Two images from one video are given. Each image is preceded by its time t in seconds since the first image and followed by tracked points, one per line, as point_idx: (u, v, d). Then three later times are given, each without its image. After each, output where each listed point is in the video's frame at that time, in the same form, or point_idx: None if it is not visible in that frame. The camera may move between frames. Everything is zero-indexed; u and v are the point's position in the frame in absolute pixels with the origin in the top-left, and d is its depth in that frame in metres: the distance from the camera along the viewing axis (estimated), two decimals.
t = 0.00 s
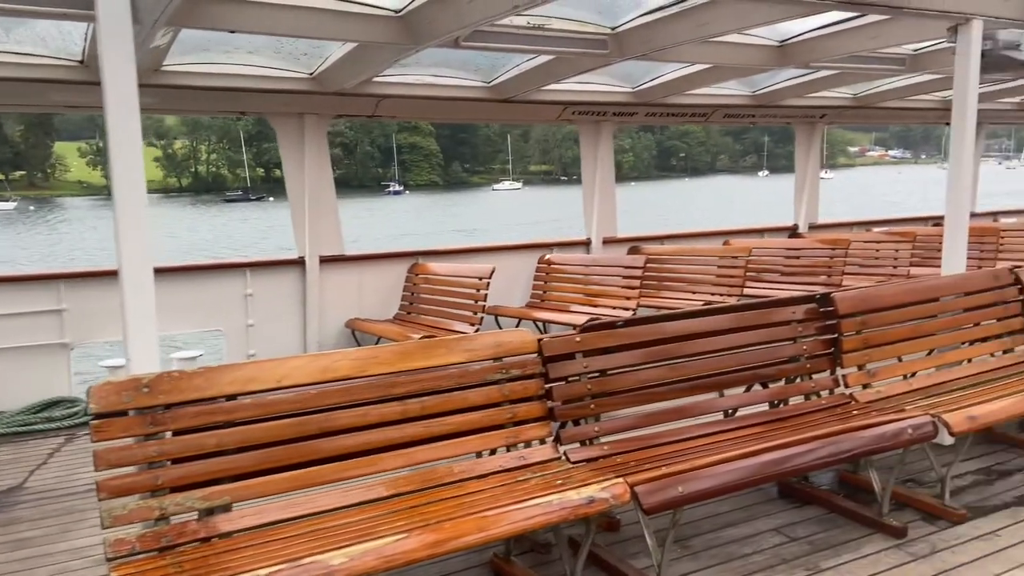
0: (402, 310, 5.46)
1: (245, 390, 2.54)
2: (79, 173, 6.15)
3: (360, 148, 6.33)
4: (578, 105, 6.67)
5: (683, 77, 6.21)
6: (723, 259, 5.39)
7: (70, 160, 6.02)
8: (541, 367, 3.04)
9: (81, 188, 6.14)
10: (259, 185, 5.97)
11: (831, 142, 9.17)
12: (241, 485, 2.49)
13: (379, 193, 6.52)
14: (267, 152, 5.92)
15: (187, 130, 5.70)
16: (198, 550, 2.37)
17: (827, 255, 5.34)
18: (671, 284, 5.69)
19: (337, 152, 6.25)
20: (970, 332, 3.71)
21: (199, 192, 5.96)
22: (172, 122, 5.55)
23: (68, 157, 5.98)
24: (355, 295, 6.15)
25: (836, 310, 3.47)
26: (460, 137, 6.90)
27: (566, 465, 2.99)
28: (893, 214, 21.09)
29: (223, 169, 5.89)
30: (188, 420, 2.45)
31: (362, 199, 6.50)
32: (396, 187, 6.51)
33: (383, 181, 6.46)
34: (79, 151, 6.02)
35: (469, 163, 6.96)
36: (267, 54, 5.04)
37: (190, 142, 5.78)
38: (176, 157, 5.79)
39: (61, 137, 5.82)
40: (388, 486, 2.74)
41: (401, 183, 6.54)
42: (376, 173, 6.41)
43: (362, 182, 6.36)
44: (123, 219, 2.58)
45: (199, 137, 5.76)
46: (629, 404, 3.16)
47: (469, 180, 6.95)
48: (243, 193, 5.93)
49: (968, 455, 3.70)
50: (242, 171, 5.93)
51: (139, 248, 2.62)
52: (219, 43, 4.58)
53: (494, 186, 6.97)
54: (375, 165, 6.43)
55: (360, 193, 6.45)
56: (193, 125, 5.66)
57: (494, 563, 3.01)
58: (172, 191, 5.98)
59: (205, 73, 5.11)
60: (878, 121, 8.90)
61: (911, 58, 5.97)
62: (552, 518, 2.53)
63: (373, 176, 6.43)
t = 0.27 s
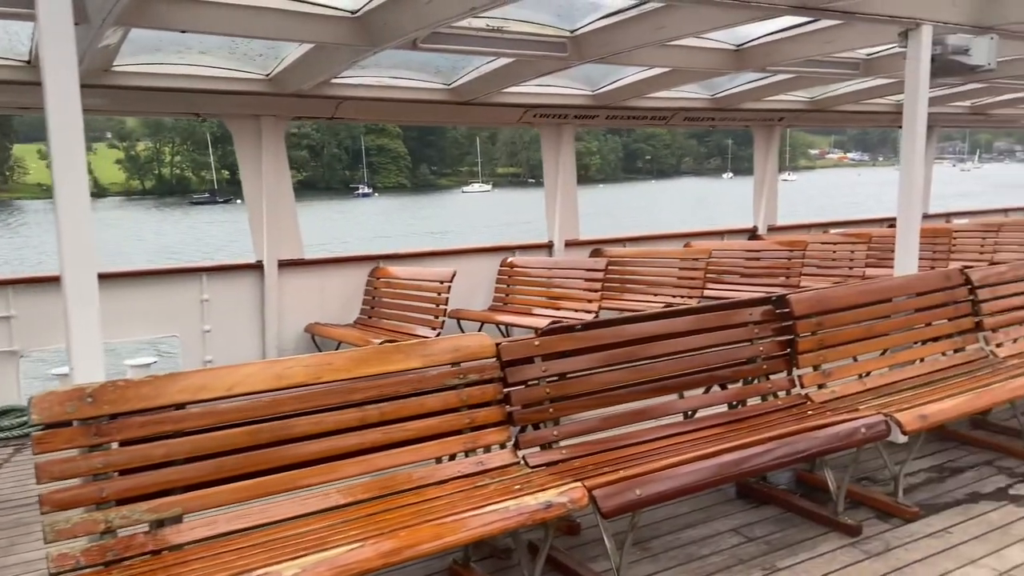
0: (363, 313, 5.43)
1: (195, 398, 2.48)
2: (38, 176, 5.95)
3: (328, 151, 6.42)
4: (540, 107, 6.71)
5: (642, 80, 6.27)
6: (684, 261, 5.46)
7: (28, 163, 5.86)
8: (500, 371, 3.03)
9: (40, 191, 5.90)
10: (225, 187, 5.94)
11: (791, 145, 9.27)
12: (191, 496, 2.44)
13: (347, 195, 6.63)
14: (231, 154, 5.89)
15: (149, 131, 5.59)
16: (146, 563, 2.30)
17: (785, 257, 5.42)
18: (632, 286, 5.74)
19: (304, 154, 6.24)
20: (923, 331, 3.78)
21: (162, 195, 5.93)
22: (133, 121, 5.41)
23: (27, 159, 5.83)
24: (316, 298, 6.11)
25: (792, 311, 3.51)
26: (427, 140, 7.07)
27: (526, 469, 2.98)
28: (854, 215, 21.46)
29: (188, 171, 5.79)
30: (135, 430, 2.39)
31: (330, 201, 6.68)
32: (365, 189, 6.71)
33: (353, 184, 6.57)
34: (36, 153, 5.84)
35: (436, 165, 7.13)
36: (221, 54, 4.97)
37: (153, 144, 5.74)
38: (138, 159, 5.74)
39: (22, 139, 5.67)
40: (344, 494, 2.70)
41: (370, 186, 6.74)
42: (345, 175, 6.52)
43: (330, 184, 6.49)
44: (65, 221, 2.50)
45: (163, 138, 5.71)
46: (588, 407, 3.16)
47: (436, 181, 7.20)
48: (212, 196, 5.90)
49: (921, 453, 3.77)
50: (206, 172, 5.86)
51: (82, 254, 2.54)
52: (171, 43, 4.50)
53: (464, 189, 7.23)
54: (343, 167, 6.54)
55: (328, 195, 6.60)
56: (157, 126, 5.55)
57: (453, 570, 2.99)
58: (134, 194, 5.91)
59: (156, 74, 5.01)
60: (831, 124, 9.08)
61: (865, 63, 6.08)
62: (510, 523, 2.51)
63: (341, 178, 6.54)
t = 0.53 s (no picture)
0: (323, 317, 5.38)
1: (146, 407, 2.42)
2: None
3: (292, 152, 6.09)
4: (500, 110, 6.73)
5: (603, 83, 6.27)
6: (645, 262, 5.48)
7: None
8: (460, 375, 3.01)
9: None
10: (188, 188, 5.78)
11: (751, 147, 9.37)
12: (143, 507, 2.37)
13: (312, 198, 6.12)
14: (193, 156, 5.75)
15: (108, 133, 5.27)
16: None
17: (744, 258, 5.50)
18: (594, 287, 5.77)
19: (267, 156, 5.98)
20: (877, 331, 3.85)
21: (123, 198, 5.33)
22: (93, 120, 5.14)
23: None
24: (274, 303, 6.04)
25: (750, 312, 3.54)
26: (392, 141, 6.58)
27: (487, 473, 2.97)
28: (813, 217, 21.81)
29: (150, 172, 5.54)
30: (83, 440, 2.31)
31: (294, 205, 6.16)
32: (331, 192, 6.11)
33: (319, 185, 6.07)
34: None
35: (403, 168, 6.68)
36: (174, 53, 4.88)
37: (113, 145, 5.29)
38: (98, 161, 5.24)
39: None
40: (302, 502, 2.65)
41: (337, 188, 6.15)
42: (310, 176, 6.09)
43: (294, 186, 6.03)
44: (8, 225, 2.43)
45: (123, 139, 5.32)
46: (550, 410, 3.15)
47: (402, 184, 6.71)
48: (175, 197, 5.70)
49: (877, 451, 3.84)
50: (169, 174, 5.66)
51: (25, 258, 2.45)
52: (122, 43, 4.41)
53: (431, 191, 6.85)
54: (307, 169, 6.15)
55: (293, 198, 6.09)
56: (117, 127, 5.25)
57: None
58: (94, 199, 5.22)
59: (106, 74, 4.89)
60: (784, 124, 9.28)
61: (820, 67, 6.18)
62: (471, 529, 2.49)
63: (306, 180, 6.11)
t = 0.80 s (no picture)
0: (282, 322, 5.30)
1: (96, 416, 2.34)
2: None
3: (253, 153, 6.02)
4: (461, 112, 6.70)
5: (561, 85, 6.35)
6: (607, 263, 5.53)
7: None
8: (422, 379, 2.98)
9: None
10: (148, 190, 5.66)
11: (710, 149, 9.48)
12: (92, 520, 2.29)
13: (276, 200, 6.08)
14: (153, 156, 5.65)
15: (65, 133, 5.15)
16: None
17: (704, 259, 5.57)
18: (557, 289, 5.78)
19: (228, 157, 5.91)
20: (833, 330, 3.92)
21: (80, 201, 5.25)
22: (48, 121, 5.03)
23: None
24: (231, 307, 5.92)
25: (710, 312, 3.58)
26: (356, 143, 6.53)
27: (449, 478, 2.94)
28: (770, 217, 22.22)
29: (105, 174, 5.45)
30: (29, 451, 2.23)
31: (257, 208, 6.08)
32: (294, 193, 6.07)
33: (282, 186, 6.04)
34: None
35: (367, 169, 6.63)
36: (125, 52, 4.75)
37: (69, 147, 5.18)
38: (53, 162, 5.14)
39: None
40: (260, 511, 2.60)
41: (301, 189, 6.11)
42: (272, 178, 6.04)
43: (256, 187, 5.96)
44: None
45: (80, 141, 5.22)
46: (513, 413, 3.13)
47: (366, 185, 6.60)
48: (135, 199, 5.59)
49: (834, 448, 3.91)
50: (127, 175, 5.54)
51: None
52: (70, 41, 4.28)
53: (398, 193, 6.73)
54: (269, 171, 6.09)
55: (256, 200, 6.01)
56: (72, 128, 5.14)
57: None
58: (49, 202, 5.15)
59: (53, 73, 4.73)
60: (742, 128, 9.42)
61: (776, 70, 6.28)
62: (434, 536, 2.47)
63: (268, 182, 6.05)
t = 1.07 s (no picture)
0: (237, 326, 5.20)
1: (43, 427, 2.25)
2: None
3: (212, 154, 5.97)
4: (421, 112, 6.63)
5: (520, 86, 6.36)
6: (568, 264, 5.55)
7: None
8: (382, 384, 2.94)
9: None
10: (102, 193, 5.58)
11: (668, 150, 9.57)
12: (39, 534, 2.20)
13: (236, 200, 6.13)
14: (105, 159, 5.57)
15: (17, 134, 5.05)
16: None
17: (662, 260, 5.63)
18: (518, 291, 5.78)
19: (185, 157, 5.80)
20: (789, 329, 3.99)
21: (33, 203, 5.26)
22: None
23: None
24: (184, 311, 5.78)
25: (670, 313, 3.61)
26: (317, 143, 6.54)
27: (410, 483, 2.91)
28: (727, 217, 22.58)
29: (59, 175, 5.35)
30: None
31: (216, 207, 6.08)
32: (256, 195, 6.15)
33: (243, 188, 6.11)
34: None
35: (328, 168, 6.64)
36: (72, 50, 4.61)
37: (21, 147, 5.11)
38: (5, 162, 5.10)
39: None
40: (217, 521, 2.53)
41: (262, 190, 6.19)
42: (231, 178, 6.06)
43: (214, 188, 5.94)
44: None
45: (34, 141, 5.13)
46: (475, 416, 3.11)
47: (329, 185, 6.63)
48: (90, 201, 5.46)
49: (791, 445, 3.98)
50: (81, 176, 5.41)
51: None
52: (13, 37, 4.13)
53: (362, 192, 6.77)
54: (228, 171, 6.10)
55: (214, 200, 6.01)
56: (25, 129, 5.04)
57: None
58: None
59: None
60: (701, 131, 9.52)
61: (731, 74, 6.38)
62: (396, 543, 2.43)
63: (227, 182, 6.08)
